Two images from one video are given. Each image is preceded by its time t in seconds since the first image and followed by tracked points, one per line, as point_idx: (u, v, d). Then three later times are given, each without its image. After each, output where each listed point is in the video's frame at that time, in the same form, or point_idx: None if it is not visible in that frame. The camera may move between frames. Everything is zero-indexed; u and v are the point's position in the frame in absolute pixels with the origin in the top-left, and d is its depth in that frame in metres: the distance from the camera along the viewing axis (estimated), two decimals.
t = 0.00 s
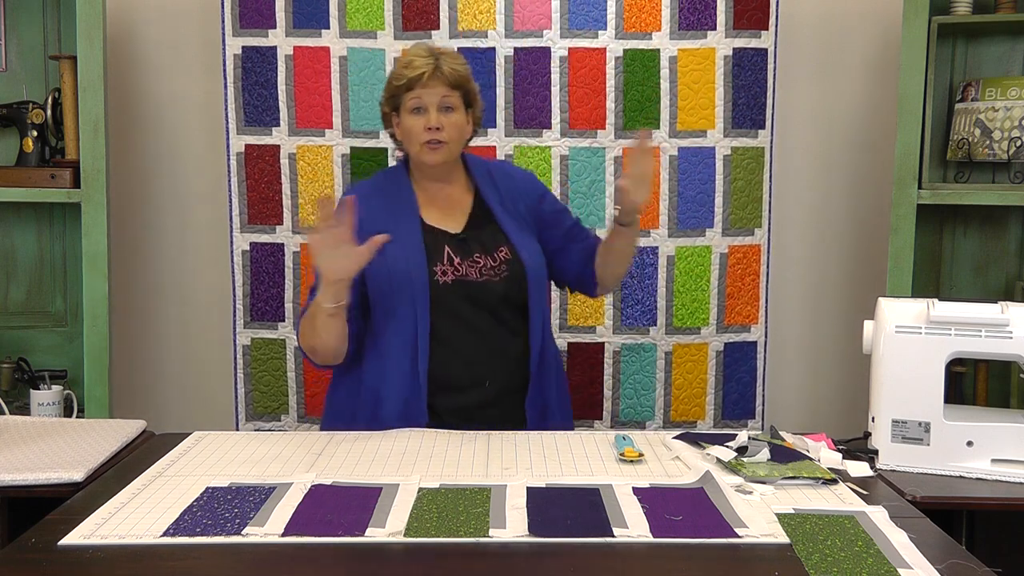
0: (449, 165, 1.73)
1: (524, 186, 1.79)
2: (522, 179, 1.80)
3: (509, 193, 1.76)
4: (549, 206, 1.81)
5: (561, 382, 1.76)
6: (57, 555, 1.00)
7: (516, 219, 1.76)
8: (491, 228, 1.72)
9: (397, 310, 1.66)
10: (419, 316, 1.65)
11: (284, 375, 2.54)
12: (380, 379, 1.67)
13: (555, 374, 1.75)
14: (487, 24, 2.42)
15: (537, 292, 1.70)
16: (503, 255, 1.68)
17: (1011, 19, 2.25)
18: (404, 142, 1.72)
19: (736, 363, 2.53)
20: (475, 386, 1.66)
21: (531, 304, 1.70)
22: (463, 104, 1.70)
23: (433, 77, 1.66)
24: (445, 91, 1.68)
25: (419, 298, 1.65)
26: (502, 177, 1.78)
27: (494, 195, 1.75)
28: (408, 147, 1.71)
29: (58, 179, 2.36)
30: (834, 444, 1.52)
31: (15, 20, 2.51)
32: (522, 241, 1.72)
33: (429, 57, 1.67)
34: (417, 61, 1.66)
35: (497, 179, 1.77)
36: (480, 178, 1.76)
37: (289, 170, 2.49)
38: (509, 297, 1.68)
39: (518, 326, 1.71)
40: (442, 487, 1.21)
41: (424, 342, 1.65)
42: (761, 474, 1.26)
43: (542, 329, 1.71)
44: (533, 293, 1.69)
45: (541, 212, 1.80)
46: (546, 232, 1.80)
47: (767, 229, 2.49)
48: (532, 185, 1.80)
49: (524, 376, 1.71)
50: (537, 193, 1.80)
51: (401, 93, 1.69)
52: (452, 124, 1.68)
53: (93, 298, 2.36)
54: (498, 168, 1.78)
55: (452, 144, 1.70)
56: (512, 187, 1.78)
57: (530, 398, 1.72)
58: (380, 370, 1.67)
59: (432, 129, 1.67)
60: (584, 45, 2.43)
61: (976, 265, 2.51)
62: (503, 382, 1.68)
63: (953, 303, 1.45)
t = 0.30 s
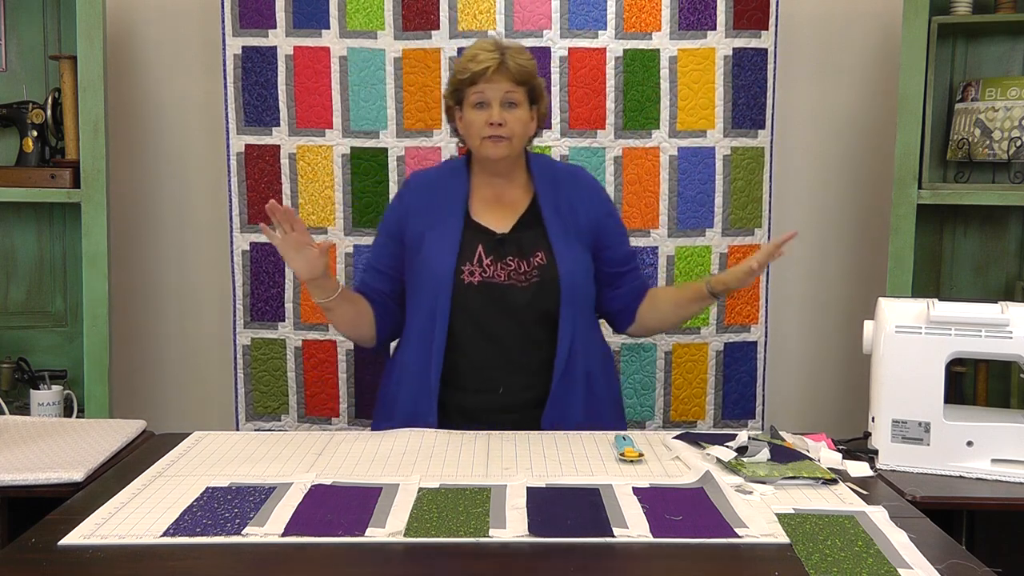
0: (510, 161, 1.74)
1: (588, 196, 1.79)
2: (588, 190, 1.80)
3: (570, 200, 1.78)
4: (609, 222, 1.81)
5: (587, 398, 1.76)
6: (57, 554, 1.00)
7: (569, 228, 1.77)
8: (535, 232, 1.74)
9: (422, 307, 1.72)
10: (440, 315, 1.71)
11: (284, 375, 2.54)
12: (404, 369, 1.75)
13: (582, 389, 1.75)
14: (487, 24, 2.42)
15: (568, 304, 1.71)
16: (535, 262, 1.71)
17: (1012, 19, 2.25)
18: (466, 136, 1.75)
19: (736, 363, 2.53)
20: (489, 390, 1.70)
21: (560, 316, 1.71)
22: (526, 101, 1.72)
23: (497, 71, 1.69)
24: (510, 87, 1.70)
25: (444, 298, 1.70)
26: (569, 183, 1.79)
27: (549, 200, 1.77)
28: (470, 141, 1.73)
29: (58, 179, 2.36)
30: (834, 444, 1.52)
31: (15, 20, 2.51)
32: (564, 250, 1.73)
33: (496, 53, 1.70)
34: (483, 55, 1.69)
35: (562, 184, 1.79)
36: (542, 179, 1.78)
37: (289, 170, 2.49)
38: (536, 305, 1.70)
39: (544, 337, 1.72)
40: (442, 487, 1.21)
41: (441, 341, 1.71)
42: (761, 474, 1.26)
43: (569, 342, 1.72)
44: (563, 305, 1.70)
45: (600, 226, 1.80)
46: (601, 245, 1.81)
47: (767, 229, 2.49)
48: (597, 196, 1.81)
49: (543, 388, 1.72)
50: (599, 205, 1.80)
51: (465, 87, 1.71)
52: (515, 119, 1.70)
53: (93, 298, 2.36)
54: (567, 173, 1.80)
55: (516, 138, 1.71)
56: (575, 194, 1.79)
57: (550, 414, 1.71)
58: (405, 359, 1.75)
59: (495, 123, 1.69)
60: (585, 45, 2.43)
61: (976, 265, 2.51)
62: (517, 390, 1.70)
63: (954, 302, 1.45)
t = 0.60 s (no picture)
0: (541, 160, 1.75)
1: (623, 199, 1.76)
2: (625, 194, 1.77)
3: (605, 202, 1.75)
4: (643, 229, 1.76)
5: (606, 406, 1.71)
6: (57, 555, 1.00)
7: (600, 231, 1.74)
8: (559, 233, 1.73)
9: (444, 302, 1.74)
10: (458, 311, 1.72)
11: (284, 375, 2.54)
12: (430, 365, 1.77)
13: (600, 395, 1.70)
14: (487, 24, 2.42)
15: (584, 306, 1.68)
16: (555, 263, 1.70)
17: (1012, 19, 2.25)
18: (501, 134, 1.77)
19: (736, 363, 2.53)
20: (501, 389, 1.70)
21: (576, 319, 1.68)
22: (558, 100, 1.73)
23: (527, 70, 1.70)
24: (539, 85, 1.71)
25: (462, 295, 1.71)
26: (607, 185, 1.77)
27: (584, 202, 1.75)
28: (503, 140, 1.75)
29: (58, 179, 2.36)
30: (835, 444, 1.52)
31: (15, 20, 2.51)
32: (587, 251, 1.70)
33: (528, 51, 1.71)
34: (516, 53, 1.71)
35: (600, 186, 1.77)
36: (580, 180, 1.77)
37: (289, 170, 2.49)
38: (552, 306, 1.69)
39: (559, 339, 1.70)
40: (442, 487, 1.21)
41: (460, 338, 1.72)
42: (761, 474, 1.26)
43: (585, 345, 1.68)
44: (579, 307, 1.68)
45: (634, 232, 1.76)
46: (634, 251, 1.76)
47: (767, 229, 2.49)
48: (634, 200, 1.77)
49: (558, 391, 1.70)
50: (635, 210, 1.76)
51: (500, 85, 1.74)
52: (543, 118, 1.71)
53: (93, 298, 2.36)
54: (608, 175, 1.78)
55: (542, 137, 1.71)
56: (610, 197, 1.76)
57: (565, 418, 1.66)
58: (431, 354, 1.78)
59: (523, 121, 1.70)
60: (585, 45, 2.43)
61: (976, 265, 2.51)
62: (528, 390, 1.69)
63: (954, 302, 1.45)
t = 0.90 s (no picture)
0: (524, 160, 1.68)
1: (619, 200, 1.63)
2: (622, 196, 1.63)
3: (600, 202, 1.64)
4: (637, 234, 1.61)
5: (583, 411, 1.64)
6: (57, 555, 1.00)
7: (589, 233, 1.63)
8: (545, 234, 1.66)
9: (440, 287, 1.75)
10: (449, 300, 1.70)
11: (284, 375, 2.54)
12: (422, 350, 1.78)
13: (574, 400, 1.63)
14: (487, 24, 2.42)
15: (552, 308, 1.61)
16: (533, 260, 1.64)
17: (1012, 19, 2.25)
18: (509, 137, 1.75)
19: (736, 363, 2.53)
20: (477, 378, 1.68)
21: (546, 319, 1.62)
22: (528, 97, 1.63)
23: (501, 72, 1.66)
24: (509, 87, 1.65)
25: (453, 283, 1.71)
26: (608, 184, 1.65)
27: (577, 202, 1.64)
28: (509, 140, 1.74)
29: (58, 179, 2.36)
30: (834, 444, 1.52)
31: (15, 20, 2.51)
32: (566, 253, 1.62)
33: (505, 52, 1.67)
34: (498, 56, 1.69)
35: (600, 185, 1.66)
36: (582, 177, 1.67)
37: (289, 170, 2.49)
38: (526, 304, 1.64)
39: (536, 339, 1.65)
40: (442, 487, 1.21)
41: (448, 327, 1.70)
42: (761, 474, 1.26)
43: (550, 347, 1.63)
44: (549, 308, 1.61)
45: (626, 236, 1.62)
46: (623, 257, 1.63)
47: (767, 229, 2.49)
48: (630, 201, 1.62)
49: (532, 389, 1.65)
50: (630, 212, 1.62)
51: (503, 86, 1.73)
52: (509, 120, 1.65)
53: (93, 298, 2.36)
54: (612, 174, 1.66)
55: (517, 137, 1.65)
56: (607, 197, 1.64)
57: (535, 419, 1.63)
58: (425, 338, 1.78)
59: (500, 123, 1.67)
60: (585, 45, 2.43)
61: (976, 265, 2.51)
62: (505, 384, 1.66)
63: (954, 302, 1.45)
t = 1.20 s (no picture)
0: (530, 156, 1.67)
1: (601, 203, 1.59)
2: (609, 196, 1.59)
3: (584, 203, 1.61)
4: (617, 239, 1.57)
5: (542, 412, 1.62)
6: (57, 555, 1.00)
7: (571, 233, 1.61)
8: (529, 234, 1.66)
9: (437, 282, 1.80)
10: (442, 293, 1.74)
11: (284, 375, 2.54)
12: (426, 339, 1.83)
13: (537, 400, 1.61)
14: (487, 24, 2.42)
15: (521, 304, 1.60)
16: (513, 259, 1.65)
17: (1012, 19, 2.25)
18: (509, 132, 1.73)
19: (736, 363, 2.53)
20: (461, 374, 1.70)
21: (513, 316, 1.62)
22: (540, 93, 1.63)
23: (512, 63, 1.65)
24: (520, 79, 1.64)
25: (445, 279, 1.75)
26: (595, 186, 1.62)
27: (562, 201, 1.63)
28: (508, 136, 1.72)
29: (58, 179, 2.36)
30: (834, 444, 1.52)
31: (15, 20, 2.51)
32: (542, 252, 1.61)
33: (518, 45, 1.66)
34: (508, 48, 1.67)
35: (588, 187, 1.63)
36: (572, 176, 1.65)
37: (289, 170, 2.49)
38: (502, 302, 1.65)
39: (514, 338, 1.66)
40: (442, 487, 1.21)
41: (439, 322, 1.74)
42: (761, 474, 1.26)
43: (516, 344, 1.62)
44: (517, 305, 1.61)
45: (606, 240, 1.58)
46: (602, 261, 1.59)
47: (767, 229, 2.49)
48: (612, 205, 1.58)
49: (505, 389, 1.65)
50: (611, 216, 1.58)
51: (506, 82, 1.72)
52: (519, 112, 1.64)
53: (93, 298, 2.36)
54: (603, 177, 1.63)
55: (522, 131, 1.64)
56: (592, 199, 1.61)
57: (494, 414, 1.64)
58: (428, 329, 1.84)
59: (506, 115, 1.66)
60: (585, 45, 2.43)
61: (976, 265, 2.51)
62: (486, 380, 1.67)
63: (954, 302, 1.45)
